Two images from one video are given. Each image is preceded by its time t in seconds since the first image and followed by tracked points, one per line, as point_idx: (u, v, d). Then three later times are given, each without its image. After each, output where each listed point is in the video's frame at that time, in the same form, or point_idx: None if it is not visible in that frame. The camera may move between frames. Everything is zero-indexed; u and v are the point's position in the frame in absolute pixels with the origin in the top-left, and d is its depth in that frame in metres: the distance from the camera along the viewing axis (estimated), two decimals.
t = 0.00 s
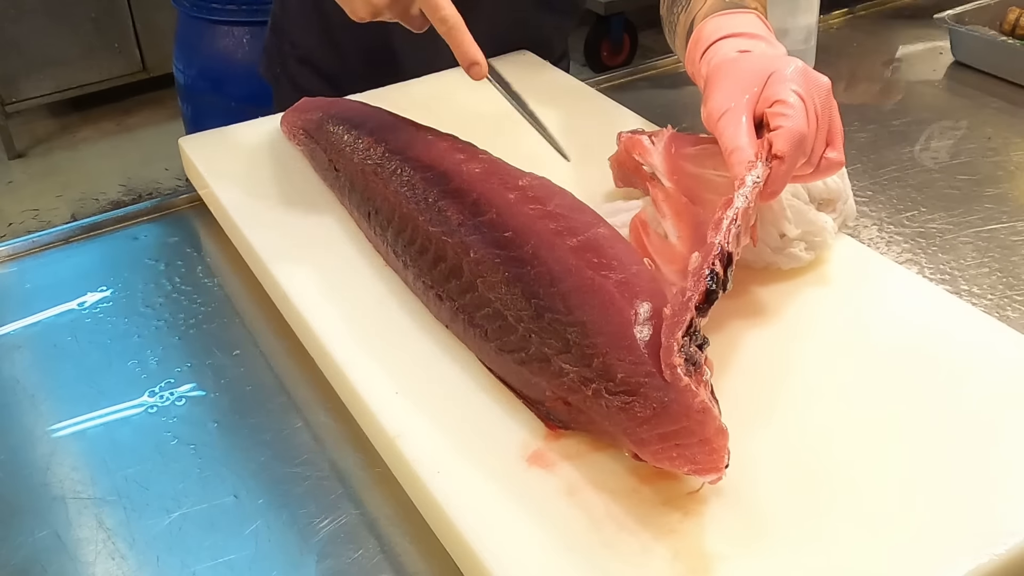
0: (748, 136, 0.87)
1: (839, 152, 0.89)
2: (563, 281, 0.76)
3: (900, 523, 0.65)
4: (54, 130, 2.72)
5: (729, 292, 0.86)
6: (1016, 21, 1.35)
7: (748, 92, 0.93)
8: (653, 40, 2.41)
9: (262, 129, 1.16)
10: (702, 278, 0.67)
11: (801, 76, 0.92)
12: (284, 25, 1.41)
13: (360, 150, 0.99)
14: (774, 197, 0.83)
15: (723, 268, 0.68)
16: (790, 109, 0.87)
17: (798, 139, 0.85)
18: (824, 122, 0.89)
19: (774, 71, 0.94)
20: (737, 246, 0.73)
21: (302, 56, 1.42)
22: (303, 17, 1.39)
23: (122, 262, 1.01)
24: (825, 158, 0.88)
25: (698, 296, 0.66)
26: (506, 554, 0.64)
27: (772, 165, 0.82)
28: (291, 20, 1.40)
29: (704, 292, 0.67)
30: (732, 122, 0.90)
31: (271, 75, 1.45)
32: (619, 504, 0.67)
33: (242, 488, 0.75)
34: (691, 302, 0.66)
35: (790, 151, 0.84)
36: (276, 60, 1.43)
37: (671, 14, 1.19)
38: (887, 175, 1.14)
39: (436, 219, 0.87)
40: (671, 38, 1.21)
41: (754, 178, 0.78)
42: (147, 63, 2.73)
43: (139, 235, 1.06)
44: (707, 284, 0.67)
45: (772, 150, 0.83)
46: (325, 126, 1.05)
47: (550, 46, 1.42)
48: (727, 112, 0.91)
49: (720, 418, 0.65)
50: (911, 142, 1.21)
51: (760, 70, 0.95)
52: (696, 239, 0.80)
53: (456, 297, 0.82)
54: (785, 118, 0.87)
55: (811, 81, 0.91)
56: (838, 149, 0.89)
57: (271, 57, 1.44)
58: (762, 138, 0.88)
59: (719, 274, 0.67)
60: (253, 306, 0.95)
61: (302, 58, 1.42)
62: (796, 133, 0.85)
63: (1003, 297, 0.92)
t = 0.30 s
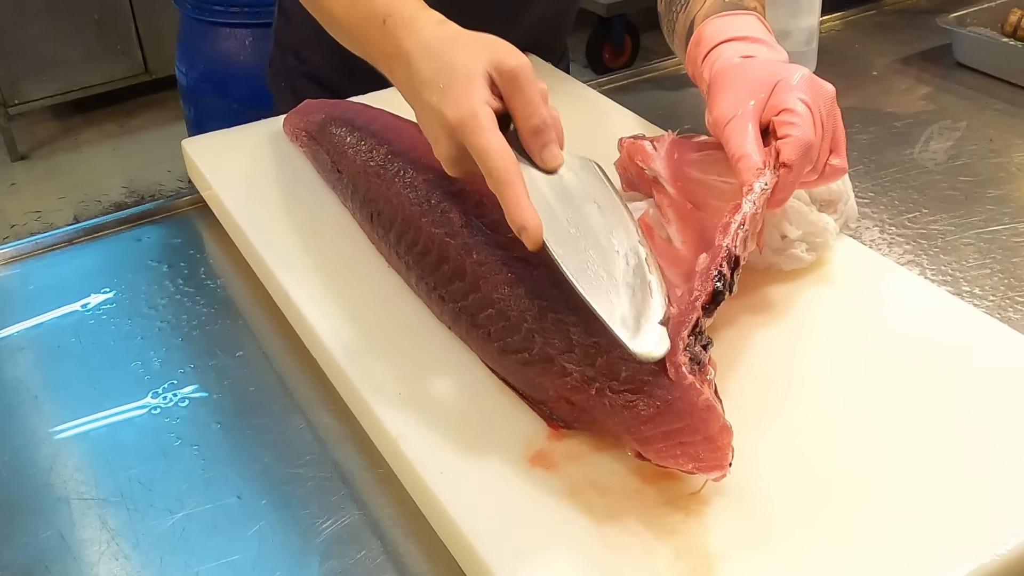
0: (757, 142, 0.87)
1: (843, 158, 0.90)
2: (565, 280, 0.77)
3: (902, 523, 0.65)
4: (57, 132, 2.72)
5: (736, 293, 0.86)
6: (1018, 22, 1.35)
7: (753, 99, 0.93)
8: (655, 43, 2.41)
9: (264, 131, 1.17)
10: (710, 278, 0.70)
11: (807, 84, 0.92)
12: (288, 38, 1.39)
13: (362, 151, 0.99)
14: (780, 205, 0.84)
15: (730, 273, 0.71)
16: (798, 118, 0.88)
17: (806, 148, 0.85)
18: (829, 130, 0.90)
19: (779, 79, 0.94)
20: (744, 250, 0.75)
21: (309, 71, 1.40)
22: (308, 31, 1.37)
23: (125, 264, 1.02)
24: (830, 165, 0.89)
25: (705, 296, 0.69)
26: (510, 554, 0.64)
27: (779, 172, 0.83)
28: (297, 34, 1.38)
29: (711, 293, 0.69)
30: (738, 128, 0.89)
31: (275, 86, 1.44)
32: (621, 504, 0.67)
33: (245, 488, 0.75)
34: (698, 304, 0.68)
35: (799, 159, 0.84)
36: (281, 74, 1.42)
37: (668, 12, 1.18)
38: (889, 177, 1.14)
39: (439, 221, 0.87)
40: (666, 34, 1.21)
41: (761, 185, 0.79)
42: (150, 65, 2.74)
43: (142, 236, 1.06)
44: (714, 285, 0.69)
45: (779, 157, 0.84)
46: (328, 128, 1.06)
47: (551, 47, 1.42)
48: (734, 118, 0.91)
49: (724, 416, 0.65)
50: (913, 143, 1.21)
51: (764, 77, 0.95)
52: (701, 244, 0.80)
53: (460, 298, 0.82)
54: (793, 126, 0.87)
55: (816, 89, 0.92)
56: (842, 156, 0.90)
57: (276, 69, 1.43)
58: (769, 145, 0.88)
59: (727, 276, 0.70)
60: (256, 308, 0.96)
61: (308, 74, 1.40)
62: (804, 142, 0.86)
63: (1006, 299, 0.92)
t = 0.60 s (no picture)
0: (754, 146, 0.87)
1: (840, 164, 0.90)
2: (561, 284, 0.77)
3: (899, 523, 0.65)
4: (56, 135, 2.72)
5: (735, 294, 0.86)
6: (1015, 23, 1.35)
7: (751, 103, 0.93)
8: (653, 44, 2.41)
9: (262, 134, 1.17)
10: (705, 286, 0.70)
11: (805, 89, 0.92)
12: (285, 46, 1.39)
13: (360, 154, 1.00)
14: (776, 208, 0.84)
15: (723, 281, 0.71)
16: (795, 122, 0.88)
17: (803, 153, 0.86)
18: (826, 136, 0.89)
19: (777, 84, 0.94)
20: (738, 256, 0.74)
21: (306, 78, 1.41)
22: (307, 38, 1.37)
23: (124, 267, 1.02)
24: (826, 171, 0.89)
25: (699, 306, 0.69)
26: (507, 556, 0.64)
27: (776, 176, 0.82)
28: (294, 42, 1.38)
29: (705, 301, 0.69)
30: (735, 132, 0.90)
31: (271, 93, 1.43)
32: (618, 505, 0.67)
33: (243, 490, 0.75)
34: (692, 313, 0.69)
35: (796, 163, 0.85)
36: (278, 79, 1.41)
37: (666, 18, 1.19)
38: (886, 178, 1.14)
39: (436, 223, 0.87)
40: (666, 41, 1.21)
41: (757, 188, 0.79)
42: (149, 67, 2.74)
43: (141, 239, 1.06)
44: (708, 293, 0.70)
45: (776, 161, 0.84)
46: (326, 130, 1.06)
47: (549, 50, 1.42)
48: (731, 122, 0.91)
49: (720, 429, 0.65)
50: (910, 144, 1.21)
51: (762, 81, 0.95)
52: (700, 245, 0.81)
53: (457, 301, 0.82)
54: (791, 131, 0.87)
55: (814, 94, 0.92)
56: (839, 162, 0.90)
57: (272, 78, 1.42)
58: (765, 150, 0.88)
59: (721, 283, 0.70)
60: (255, 310, 0.96)
61: (306, 81, 1.41)
62: (802, 147, 0.86)
63: (1002, 299, 0.92)
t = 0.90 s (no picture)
0: (746, 143, 0.86)
1: (834, 161, 0.90)
2: (562, 287, 0.78)
3: (895, 523, 0.65)
4: (55, 135, 2.72)
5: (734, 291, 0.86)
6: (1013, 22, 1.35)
7: (744, 100, 0.92)
8: (651, 44, 2.41)
9: (260, 134, 1.17)
10: (710, 292, 0.67)
11: (799, 87, 0.91)
12: (291, 43, 1.38)
13: (358, 154, 1.00)
14: (768, 203, 0.83)
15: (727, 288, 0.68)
16: (788, 120, 0.87)
17: (794, 150, 0.85)
18: (820, 133, 0.89)
19: (771, 80, 0.93)
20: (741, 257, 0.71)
21: (308, 75, 1.41)
22: (310, 35, 1.37)
23: (122, 267, 1.02)
24: (821, 168, 0.89)
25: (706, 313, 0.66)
26: (505, 556, 0.64)
27: (769, 174, 0.81)
28: (298, 40, 1.38)
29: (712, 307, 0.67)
30: (727, 129, 0.88)
31: (274, 91, 1.42)
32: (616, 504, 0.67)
33: (241, 490, 0.75)
34: (698, 318, 0.66)
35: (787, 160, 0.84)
36: (281, 77, 1.40)
37: (664, 16, 1.19)
38: (884, 178, 1.14)
39: (435, 224, 0.88)
40: (665, 39, 1.21)
41: (753, 186, 0.76)
42: (148, 67, 2.74)
43: (139, 239, 1.06)
44: (715, 299, 0.67)
45: (769, 158, 0.83)
46: (324, 131, 1.06)
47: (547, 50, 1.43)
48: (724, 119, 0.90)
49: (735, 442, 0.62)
50: (908, 144, 1.21)
51: (756, 78, 0.94)
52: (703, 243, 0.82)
53: (456, 301, 0.83)
54: (784, 128, 0.87)
55: (808, 92, 0.91)
56: (833, 159, 0.90)
57: (275, 73, 1.41)
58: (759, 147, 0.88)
59: (726, 289, 0.68)
60: (253, 310, 0.96)
61: (308, 78, 1.41)
62: (793, 144, 0.85)
63: (1000, 299, 0.92)
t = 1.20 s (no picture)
0: (748, 136, 0.86)
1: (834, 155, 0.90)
2: (558, 286, 0.77)
3: (892, 523, 0.65)
4: (53, 136, 2.72)
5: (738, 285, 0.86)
6: (1010, 21, 1.35)
7: (746, 93, 0.93)
8: (649, 44, 2.41)
9: (256, 135, 1.17)
10: (715, 285, 0.69)
11: (799, 79, 0.92)
12: (291, 40, 1.39)
13: (352, 155, 1.00)
14: (772, 198, 0.84)
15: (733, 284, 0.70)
16: (789, 112, 0.87)
17: (797, 142, 0.84)
18: (821, 126, 0.89)
19: (772, 74, 0.94)
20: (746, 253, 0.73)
21: (307, 71, 1.41)
22: (309, 29, 1.37)
23: (119, 268, 1.02)
24: (821, 162, 0.89)
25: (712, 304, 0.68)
26: (500, 557, 0.64)
27: (771, 168, 0.82)
28: (298, 35, 1.38)
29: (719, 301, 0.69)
30: (729, 122, 0.88)
31: (274, 88, 1.42)
32: (613, 506, 0.67)
33: (238, 492, 0.75)
34: (708, 311, 0.68)
35: (790, 153, 0.84)
36: (281, 73, 1.41)
37: (664, 10, 1.19)
38: (880, 177, 1.14)
39: (429, 225, 0.87)
40: (665, 34, 1.21)
41: (756, 180, 0.78)
42: (145, 68, 2.74)
43: (135, 240, 1.06)
44: (720, 293, 0.69)
45: (770, 151, 0.83)
46: (319, 132, 1.06)
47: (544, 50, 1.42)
48: (725, 112, 0.90)
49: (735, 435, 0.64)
50: (905, 143, 1.21)
51: (757, 72, 0.95)
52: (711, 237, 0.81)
53: (451, 302, 0.82)
54: (785, 120, 0.86)
55: (808, 85, 0.92)
56: (833, 153, 0.89)
57: (275, 70, 1.41)
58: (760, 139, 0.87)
59: (731, 284, 0.70)
60: (250, 311, 0.96)
61: (307, 73, 1.41)
62: (795, 136, 0.84)
63: (996, 298, 0.92)
